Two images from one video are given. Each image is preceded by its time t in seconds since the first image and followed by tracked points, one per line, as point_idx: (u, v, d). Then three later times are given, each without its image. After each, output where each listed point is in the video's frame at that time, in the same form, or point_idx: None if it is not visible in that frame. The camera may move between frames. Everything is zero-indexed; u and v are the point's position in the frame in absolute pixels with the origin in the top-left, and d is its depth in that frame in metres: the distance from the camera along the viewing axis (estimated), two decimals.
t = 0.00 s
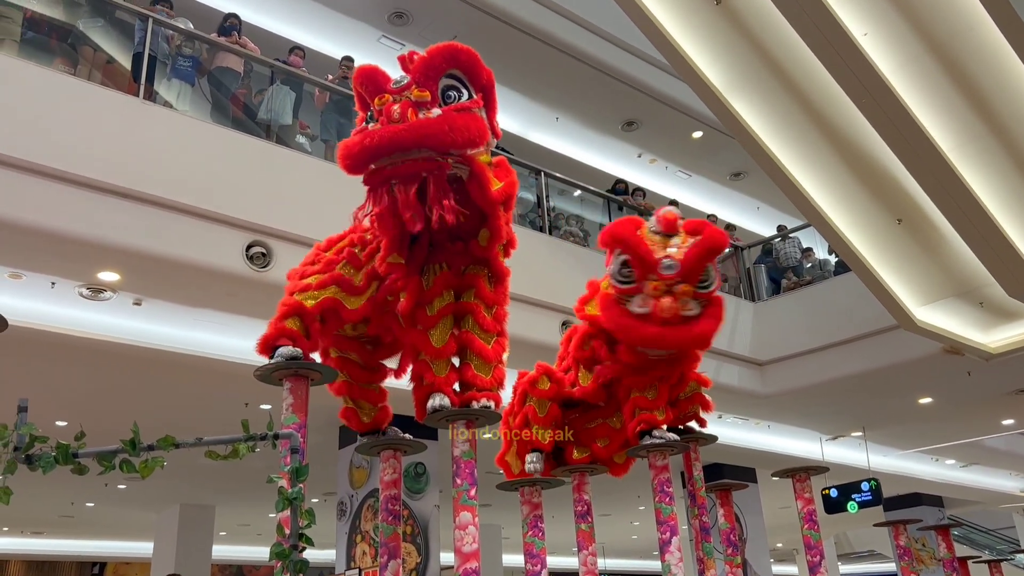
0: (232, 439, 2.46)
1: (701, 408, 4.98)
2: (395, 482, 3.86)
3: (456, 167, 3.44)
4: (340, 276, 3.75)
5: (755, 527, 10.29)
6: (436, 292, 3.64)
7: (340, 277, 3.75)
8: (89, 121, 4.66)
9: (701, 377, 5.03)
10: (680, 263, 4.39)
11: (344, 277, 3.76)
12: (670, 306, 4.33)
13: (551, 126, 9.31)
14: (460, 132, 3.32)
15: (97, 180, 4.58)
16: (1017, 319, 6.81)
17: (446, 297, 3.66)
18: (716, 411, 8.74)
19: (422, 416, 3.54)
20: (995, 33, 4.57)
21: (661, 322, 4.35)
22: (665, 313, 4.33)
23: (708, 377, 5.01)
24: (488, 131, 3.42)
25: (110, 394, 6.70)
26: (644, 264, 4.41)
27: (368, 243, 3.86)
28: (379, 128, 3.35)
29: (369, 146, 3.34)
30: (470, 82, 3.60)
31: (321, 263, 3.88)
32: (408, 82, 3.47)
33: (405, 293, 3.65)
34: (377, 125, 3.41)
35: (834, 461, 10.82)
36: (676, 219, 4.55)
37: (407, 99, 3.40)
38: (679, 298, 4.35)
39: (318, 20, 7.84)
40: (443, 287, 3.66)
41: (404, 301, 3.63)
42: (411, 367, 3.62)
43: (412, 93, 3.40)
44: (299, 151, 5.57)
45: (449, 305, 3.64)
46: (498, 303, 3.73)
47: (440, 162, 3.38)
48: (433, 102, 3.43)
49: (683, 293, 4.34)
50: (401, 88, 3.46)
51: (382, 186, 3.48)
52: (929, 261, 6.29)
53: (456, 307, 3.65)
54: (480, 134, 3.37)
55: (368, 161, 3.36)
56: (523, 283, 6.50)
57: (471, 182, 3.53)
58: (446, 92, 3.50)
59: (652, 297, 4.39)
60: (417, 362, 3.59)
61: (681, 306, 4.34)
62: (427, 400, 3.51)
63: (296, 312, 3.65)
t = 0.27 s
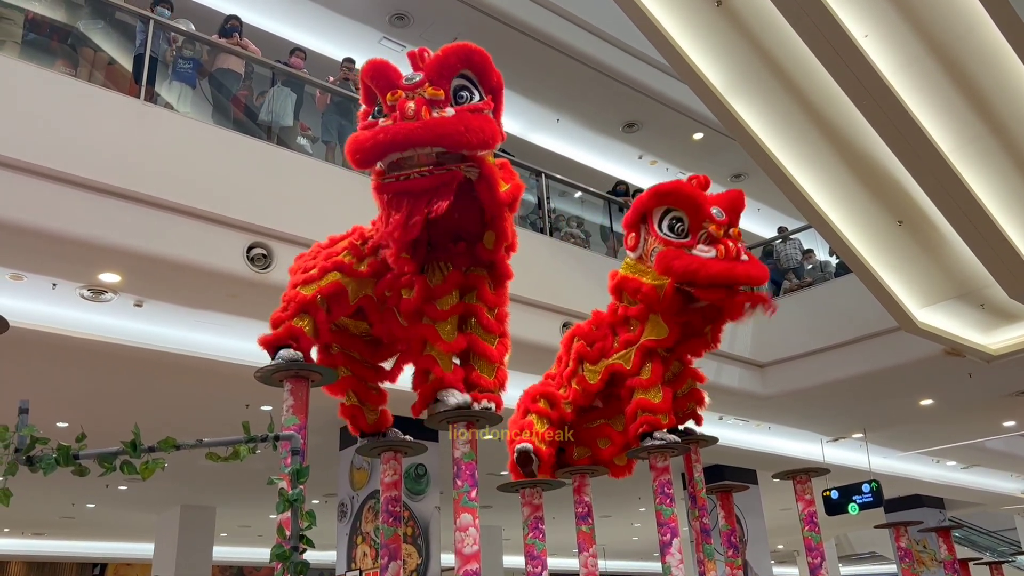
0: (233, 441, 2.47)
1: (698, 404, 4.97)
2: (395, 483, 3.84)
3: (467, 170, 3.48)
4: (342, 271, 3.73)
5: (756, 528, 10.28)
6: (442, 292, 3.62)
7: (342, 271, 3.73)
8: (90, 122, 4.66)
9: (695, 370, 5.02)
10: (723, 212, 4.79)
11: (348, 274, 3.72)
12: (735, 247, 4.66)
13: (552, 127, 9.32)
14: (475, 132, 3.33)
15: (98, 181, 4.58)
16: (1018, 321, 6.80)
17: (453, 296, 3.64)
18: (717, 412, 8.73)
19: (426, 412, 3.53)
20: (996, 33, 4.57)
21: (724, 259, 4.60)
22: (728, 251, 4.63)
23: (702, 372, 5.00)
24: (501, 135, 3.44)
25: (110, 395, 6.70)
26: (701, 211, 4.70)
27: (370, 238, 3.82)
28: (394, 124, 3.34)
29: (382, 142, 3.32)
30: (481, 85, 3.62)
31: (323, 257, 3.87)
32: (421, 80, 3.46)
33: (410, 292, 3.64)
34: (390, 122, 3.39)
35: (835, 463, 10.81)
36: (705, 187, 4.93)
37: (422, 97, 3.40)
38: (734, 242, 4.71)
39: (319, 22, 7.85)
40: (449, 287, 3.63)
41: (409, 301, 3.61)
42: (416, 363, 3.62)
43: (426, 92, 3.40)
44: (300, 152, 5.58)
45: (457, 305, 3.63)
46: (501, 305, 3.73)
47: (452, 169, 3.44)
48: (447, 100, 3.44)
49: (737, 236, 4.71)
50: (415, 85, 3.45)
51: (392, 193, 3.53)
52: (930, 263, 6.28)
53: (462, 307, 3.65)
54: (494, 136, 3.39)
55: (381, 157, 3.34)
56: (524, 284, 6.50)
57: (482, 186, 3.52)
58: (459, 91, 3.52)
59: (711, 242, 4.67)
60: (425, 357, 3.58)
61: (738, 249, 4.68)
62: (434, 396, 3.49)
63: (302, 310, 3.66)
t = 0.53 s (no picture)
0: (233, 441, 2.46)
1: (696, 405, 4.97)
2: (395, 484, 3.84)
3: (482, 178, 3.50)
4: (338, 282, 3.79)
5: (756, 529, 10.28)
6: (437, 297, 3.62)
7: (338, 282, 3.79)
8: (90, 123, 4.67)
9: (691, 370, 5.01)
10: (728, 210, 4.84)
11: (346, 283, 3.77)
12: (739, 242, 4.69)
13: (552, 128, 9.32)
14: (500, 141, 3.36)
15: (98, 181, 4.58)
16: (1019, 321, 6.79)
17: (446, 301, 3.63)
18: (717, 413, 8.73)
19: (427, 416, 3.54)
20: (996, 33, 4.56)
21: (729, 252, 4.61)
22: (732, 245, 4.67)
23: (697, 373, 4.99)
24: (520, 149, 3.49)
25: (111, 395, 6.71)
26: (706, 207, 4.72)
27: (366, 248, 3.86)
28: (421, 122, 3.32)
29: (408, 139, 3.28)
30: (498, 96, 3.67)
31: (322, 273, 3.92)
32: (446, 84, 3.48)
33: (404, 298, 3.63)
34: (414, 120, 3.38)
35: (835, 463, 10.80)
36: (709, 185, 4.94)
37: (448, 99, 3.42)
38: (738, 238, 4.74)
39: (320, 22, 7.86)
40: (443, 293, 3.63)
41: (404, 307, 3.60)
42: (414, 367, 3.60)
43: (451, 95, 3.43)
44: (300, 153, 5.58)
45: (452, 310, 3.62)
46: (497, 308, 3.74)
47: (470, 177, 3.45)
48: (470, 106, 3.47)
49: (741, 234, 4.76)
50: (440, 88, 3.47)
51: (406, 194, 3.48)
52: (930, 263, 6.28)
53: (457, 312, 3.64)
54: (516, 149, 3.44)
55: (404, 154, 3.30)
56: (525, 284, 6.50)
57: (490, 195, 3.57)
58: (479, 99, 3.55)
59: (715, 236, 4.69)
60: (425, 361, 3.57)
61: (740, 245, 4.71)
62: (436, 401, 3.51)
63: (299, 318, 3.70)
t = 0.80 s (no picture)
0: (232, 442, 2.46)
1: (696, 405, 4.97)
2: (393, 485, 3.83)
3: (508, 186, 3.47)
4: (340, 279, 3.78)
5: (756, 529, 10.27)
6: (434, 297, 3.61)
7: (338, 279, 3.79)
8: (90, 123, 4.67)
9: (690, 370, 5.00)
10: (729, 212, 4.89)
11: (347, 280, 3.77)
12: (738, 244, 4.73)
13: (552, 128, 9.32)
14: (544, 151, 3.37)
15: (97, 181, 4.58)
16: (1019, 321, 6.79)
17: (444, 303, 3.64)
18: (717, 413, 8.73)
19: (423, 416, 3.51)
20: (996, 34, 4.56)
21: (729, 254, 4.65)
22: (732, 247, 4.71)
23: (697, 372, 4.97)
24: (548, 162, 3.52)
25: (110, 396, 6.70)
26: (709, 208, 4.74)
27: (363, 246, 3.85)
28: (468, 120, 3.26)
29: (458, 135, 3.20)
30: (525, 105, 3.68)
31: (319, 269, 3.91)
32: (488, 84, 3.44)
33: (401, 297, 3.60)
34: (459, 116, 3.30)
35: (835, 464, 10.80)
36: (712, 189, 4.95)
37: (494, 100, 3.38)
38: (737, 241, 4.78)
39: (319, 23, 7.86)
40: (442, 295, 3.63)
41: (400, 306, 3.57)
42: (410, 367, 3.56)
43: (496, 96, 3.39)
44: (299, 153, 5.58)
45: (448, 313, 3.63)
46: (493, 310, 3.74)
47: (504, 183, 3.42)
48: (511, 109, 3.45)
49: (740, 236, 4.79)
50: (483, 87, 3.42)
51: (438, 190, 3.37)
52: (929, 263, 6.29)
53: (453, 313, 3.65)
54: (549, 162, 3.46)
55: (450, 149, 3.21)
56: (524, 285, 6.50)
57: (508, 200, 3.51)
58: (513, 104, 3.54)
59: (717, 237, 4.72)
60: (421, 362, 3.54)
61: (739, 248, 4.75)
62: (432, 401, 3.47)
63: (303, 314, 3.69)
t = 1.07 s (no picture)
0: (231, 442, 2.45)
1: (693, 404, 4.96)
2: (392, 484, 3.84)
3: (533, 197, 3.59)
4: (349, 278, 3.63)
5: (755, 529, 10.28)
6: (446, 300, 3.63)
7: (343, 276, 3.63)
8: (89, 123, 4.67)
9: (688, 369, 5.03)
10: (712, 209, 4.80)
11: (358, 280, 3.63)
12: (715, 243, 4.64)
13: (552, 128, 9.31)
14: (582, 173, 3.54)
15: (96, 181, 4.58)
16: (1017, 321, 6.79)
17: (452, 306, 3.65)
18: (716, 412, 8.72)
19: (420, 416, 3.50)
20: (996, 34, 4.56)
21: (705, 254, 4.60)
22: (710, 246, 4.62)
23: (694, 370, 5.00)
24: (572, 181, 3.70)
25: (110, 395, 6.70)
26: (685, 207, 4.70)
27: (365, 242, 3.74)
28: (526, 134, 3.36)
29: (520, 149, 3.29)
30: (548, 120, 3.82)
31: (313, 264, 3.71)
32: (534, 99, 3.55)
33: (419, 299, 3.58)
34: (515, 127, 3.37)
35: (834, 463, 10.81)
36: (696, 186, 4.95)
37: (541, 117, 3.50)
38: (720, 237, 4.70)
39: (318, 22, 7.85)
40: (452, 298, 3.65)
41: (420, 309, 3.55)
42: (411, 366, 3.55)
43: (544, 113, 3.51)
44: (298, 153, 5.59)
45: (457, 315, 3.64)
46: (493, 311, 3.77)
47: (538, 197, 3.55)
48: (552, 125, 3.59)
49: (722, 231, 4.69)
50: (531, 102, 3.52)
51: (485, 197, 3.43)
52: (928, 263, 6.29)
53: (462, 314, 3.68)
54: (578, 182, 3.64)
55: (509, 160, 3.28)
56: (524, 284, 6.51)
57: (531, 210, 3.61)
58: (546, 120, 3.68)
59: (695, 238, 4.68)
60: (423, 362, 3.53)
61: (721, 246, 4.66)
62: (432, 401, 3.46)
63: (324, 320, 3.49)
